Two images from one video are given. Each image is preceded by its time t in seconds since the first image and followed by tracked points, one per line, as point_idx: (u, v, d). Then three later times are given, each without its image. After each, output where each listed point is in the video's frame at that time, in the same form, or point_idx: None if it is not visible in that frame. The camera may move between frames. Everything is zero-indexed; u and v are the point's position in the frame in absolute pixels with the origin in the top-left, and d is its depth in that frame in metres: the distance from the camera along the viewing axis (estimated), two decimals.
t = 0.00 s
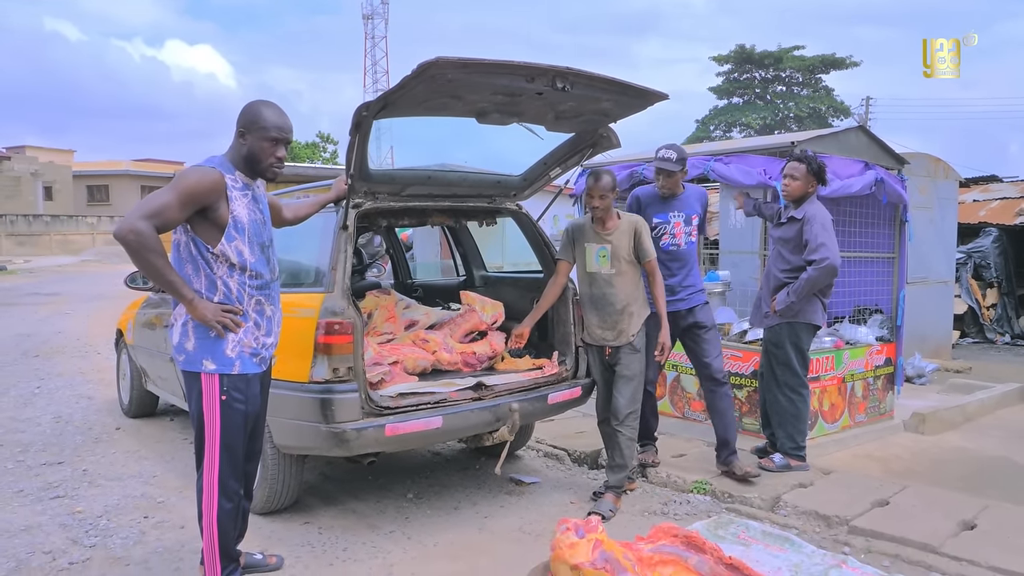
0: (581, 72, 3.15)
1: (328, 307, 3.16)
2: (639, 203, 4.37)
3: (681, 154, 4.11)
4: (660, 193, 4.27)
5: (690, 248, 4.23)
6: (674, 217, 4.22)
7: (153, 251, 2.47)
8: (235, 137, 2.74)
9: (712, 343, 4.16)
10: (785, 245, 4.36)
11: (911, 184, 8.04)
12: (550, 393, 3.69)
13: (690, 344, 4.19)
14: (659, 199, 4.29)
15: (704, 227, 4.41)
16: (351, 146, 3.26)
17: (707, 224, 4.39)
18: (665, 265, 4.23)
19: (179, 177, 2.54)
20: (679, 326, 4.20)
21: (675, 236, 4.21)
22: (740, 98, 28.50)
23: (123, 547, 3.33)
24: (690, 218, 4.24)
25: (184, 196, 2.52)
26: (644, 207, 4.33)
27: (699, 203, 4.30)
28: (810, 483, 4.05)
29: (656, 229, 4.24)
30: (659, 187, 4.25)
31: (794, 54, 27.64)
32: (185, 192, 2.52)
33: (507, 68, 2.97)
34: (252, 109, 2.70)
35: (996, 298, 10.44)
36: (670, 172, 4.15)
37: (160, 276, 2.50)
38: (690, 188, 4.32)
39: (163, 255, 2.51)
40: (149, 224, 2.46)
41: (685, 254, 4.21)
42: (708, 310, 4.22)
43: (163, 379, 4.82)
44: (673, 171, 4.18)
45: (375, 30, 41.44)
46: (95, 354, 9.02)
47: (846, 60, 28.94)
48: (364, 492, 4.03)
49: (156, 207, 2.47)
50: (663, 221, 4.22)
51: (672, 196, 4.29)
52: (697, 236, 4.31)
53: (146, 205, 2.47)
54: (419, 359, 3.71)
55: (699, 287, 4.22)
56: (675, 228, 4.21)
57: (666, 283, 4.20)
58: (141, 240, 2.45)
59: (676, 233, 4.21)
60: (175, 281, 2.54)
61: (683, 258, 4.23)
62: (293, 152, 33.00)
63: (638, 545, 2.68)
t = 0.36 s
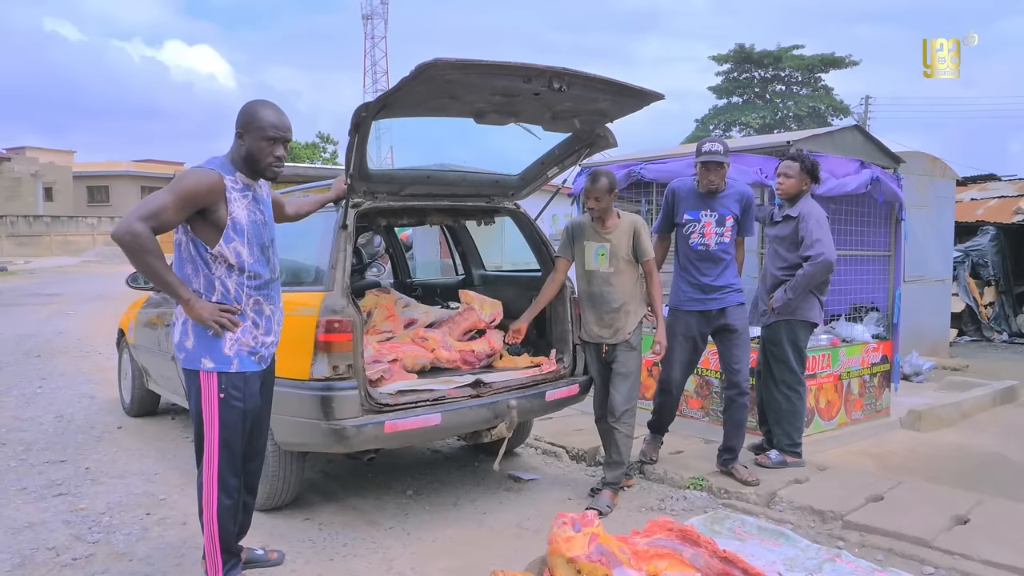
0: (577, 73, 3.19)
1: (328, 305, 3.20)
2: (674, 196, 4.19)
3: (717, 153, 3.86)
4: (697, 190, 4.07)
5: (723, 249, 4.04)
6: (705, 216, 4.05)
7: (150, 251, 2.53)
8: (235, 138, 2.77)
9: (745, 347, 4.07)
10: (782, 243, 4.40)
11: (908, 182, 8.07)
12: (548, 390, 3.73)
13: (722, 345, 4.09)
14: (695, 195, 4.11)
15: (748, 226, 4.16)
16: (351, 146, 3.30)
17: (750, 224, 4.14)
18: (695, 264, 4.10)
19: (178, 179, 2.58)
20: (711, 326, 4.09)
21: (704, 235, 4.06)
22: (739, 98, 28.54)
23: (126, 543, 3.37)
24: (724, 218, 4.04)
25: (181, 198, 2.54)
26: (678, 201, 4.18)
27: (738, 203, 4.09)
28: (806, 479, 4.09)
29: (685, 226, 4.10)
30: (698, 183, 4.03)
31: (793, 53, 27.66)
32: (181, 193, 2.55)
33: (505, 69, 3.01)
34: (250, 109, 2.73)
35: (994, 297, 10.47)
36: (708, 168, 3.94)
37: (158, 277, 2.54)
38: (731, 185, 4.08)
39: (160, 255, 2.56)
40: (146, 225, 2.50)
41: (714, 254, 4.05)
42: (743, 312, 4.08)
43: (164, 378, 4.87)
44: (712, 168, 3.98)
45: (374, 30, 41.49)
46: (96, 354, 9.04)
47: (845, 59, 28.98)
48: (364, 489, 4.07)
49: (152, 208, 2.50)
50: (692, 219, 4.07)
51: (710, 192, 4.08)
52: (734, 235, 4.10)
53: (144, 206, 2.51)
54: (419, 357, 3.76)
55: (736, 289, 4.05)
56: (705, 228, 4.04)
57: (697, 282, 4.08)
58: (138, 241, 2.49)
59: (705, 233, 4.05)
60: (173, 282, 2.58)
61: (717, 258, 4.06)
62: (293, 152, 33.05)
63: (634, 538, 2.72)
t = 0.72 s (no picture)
0: (568, 75, 3.25)
1: (324, 303, 3.25)
2: (677, 191, 4.25)
3: (717, 141, 3.84)
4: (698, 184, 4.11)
5: (721, 245, 4.02)
6: (703, 210, 4.07)
7: (146, 254, 2.59)
8: (241, 146, 2.81)
9: (735, 347, 4.01)
10: (774, 241, 4.45)
11: (904, 181, 8.12)
12: (540, 386, 3.78)
13: (716, 344, 4.06)
14: (695, 190, 4.14)
15: (754, 223, 4.05)
16: (346, 146, 3.36)
17: (754, 219, 4.04)
18: (695, 260, 4.10)
19: (176, 182, 2.64)
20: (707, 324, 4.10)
21: (701, 230, 4.07)
22: (739, 98, 28.58)
23: (126, 537, 3.43)
24: (721, 212, 4.02)
25: (179, 202, 2.61)
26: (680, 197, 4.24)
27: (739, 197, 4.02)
28: (796, 474, 4.15)
29: (684, 220, 4.15)
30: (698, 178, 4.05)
31: (793, 53, 27.70)
32: (176, 197, 2.61)
33: (495, 70, 3.07)
34: (260, 119, 2.79)
35: (991, 295, 10.53)
36: (705, 160, 3.94)
37: (152, 280, 2.61)
38: (730, 179, 4.05)
39: (154, 258, 2.61)
40: (140, 229, 2.55)
41: (710, 248, 4.04)
42: (743, 313, 4.01)
43: (164, 375, 4.93)
44: (719, 155, 3.90)
45: (375, 31, 41.52)
46: (97, 354, 9.10)
47: (845, 59, 29.02)
48: (360, 484, 4.13)
49: (148, 211, 2.56)
50: (690, 213, 4.11)
51: (711, 186, 4.08)
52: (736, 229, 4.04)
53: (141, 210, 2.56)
54: (414, 354, 3.81)
55: (738, 289, 4.01)
56: (701, 222, 4.06)
57: (695, 277, 4.10)
58: (133, 244, 2.55)
59: (702, 228, 4.06)
60: (165, 283, 2.64)
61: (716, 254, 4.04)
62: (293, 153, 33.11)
63: (622, 530, 2.78)
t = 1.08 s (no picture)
0: (556, 77, 3.32)
1: (317, 301, 3.32)
2: (659, 195, 4.30)
3: (702, 141, 3.91)
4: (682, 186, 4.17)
5: (707, 244, 4.08)
6: (687, 212, 4.13)
7: (146, 244, 2.63)
8: (235, 143, 2.89)
9: (726, 343, 4.06)
10: (763, 240, 4.51)
11: (898, 181, 8.19)
12: (531, 383, 3.85)
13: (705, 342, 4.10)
14: (679, 192, 4.20)
15: (738, 220, 4.11)
16: (338, 147, 3.42)
17: (738, 217, 4.11)
18: (682, 260, 4.16)
19: (174, 176, 2.72)
20: (696, 323, 4.14)
21: (687, 231, 4.14)
22: (739, 98, 28.63)
23: (123, 530, 3.50)
24: (706, 212, 4.08)
25: (179, 194, 2.68)
26: (663, 200, 4.29)
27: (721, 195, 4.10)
28: (784, 470, 4.22)
29: (668, 223, 4.20)
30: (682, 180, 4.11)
31: (793, 54, 27.78)
32: (176, 188, 2.68)
33: (484, 73, 3.15)
34: (252, 117, 2.87)
35: (986, 295, 10.59)
36: (689, 160, 3.99)
37: (155, 270, 2.67)
38: (713, 179, 4.12)
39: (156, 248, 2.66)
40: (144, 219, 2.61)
41: (698, 249, 4.10)
42: (729, 309, 4.09)
43: (162, 373, 4.99)
44: (705, 154, 3.96)
45: (376, 32, 41.68)
46: (99, 352, 9.19)
47: (845, 59, 29.07)
48: (355, 480, 4.20)
49: (151, 203, 2.62)
50: (675, 215, 4.16)
51: (695, 187, 4.13)
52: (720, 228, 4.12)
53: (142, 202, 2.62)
54: (407, 352, 3.88)
55: (722, 286, 4.08)
56: (687, 223, 4.13)
57: (681, 278, 4.15)
58: (135, 234, 2.61)
59: (688, 229, 4.13)
60: (167, 274, 2.70)
61: (702, 253, 4.10)
62: (295, 153, 33.27)
63: (606, 522, 2.85)
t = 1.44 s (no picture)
0: (543, 78, 3.38)
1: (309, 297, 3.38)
2: (665, 191, 4.29)
3: (703, 138, 3.88)
4: (686, 182, 4.14)
5: (706, 243, 4.05)
6: (688, 209, 4.11)
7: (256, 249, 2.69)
8: (215, 145, 2.95)
9: (724, 346, 4.02)
10: (751, 238, 4.57)
11: (889, 180, 8.25)
12: (521, 379, 3.91)
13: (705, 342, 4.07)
14: (682, 189, 4.18)
15: (742, 220, 4.04)
16: (329, 147, 3.49)
17: (742, 218, 4.06)
18: (683, 259, 4.14)
19: (200, 181, 2.75)
20: (697, 321, 4.13)
21: (687, 228, 4.12)
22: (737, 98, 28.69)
23: (118, 524, 3.56)
24: (706, 210, 4.05)
25: (220, 196, 2.77)
26: (668, 195, 4.27)
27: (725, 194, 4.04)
28: (770, 465, 4.28)
29: (670, 219, 4.18)
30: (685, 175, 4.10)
31: (791, 54, 27.85)
32: (208, 188, 2.75)
33: (472, 74, 3.21)
34: (232, 119, 2.92)
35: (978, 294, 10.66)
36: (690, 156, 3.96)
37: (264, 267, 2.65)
38: (716, 178, 4.09)
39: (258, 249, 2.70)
40: (220, 227, 2.68)
41: (697, 247, 4.07)
42: (727, 310, 4.04)
43: (158, 370, 5.05)
44: (705, 151, 3.94)
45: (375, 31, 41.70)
46: (96, 351, 9.24)
47: (843, 59, 29.14)
48: (348, 475, 4.26)
49: (211, 211, 2.70)
50: (676, 212, 4.15)
51: (698, 185, 4.11)
52: (722, 228, 4.06)
53: (208, 218, 2.69)
54: (398, 348, 3.95)
55: (722, 286, 4.04)
56: (688, 220, 4.11)
57: (682, 277, 4.14)
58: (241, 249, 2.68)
59: (688, 226, 4.10)
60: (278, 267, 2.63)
61: (702, 252, 4.07)
62: (293, 153, 33.33)
63: (590, 514, 2.91)
